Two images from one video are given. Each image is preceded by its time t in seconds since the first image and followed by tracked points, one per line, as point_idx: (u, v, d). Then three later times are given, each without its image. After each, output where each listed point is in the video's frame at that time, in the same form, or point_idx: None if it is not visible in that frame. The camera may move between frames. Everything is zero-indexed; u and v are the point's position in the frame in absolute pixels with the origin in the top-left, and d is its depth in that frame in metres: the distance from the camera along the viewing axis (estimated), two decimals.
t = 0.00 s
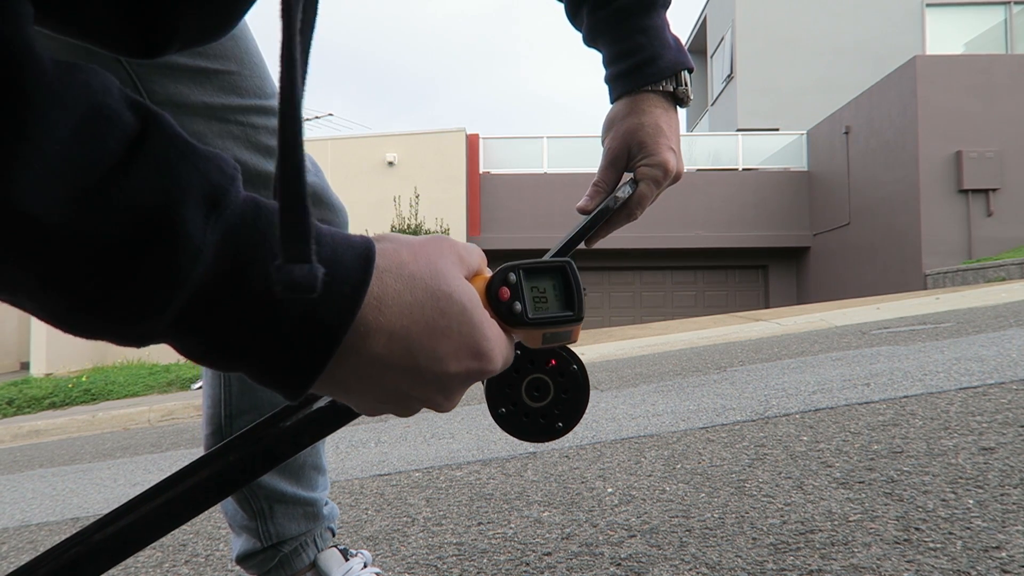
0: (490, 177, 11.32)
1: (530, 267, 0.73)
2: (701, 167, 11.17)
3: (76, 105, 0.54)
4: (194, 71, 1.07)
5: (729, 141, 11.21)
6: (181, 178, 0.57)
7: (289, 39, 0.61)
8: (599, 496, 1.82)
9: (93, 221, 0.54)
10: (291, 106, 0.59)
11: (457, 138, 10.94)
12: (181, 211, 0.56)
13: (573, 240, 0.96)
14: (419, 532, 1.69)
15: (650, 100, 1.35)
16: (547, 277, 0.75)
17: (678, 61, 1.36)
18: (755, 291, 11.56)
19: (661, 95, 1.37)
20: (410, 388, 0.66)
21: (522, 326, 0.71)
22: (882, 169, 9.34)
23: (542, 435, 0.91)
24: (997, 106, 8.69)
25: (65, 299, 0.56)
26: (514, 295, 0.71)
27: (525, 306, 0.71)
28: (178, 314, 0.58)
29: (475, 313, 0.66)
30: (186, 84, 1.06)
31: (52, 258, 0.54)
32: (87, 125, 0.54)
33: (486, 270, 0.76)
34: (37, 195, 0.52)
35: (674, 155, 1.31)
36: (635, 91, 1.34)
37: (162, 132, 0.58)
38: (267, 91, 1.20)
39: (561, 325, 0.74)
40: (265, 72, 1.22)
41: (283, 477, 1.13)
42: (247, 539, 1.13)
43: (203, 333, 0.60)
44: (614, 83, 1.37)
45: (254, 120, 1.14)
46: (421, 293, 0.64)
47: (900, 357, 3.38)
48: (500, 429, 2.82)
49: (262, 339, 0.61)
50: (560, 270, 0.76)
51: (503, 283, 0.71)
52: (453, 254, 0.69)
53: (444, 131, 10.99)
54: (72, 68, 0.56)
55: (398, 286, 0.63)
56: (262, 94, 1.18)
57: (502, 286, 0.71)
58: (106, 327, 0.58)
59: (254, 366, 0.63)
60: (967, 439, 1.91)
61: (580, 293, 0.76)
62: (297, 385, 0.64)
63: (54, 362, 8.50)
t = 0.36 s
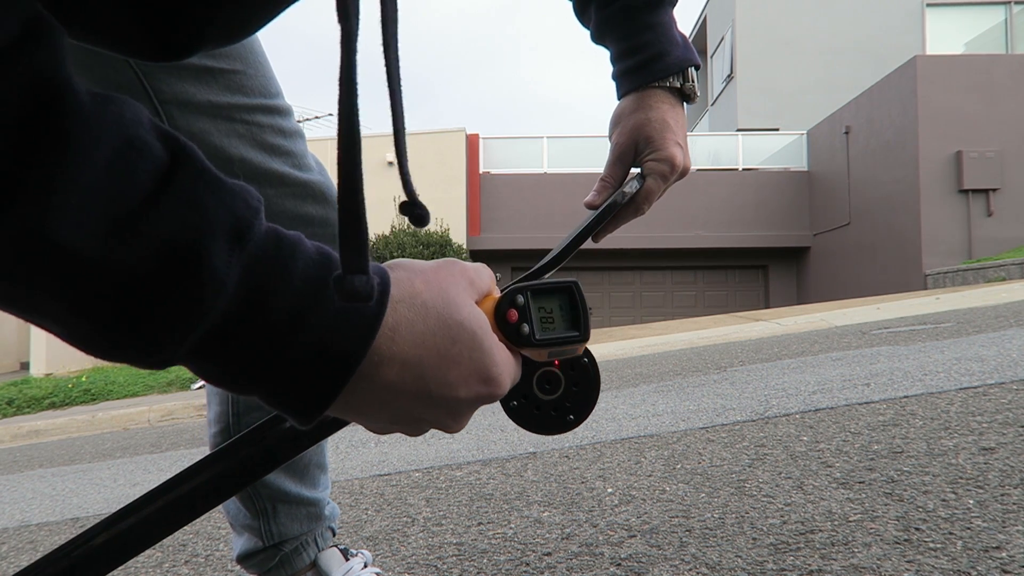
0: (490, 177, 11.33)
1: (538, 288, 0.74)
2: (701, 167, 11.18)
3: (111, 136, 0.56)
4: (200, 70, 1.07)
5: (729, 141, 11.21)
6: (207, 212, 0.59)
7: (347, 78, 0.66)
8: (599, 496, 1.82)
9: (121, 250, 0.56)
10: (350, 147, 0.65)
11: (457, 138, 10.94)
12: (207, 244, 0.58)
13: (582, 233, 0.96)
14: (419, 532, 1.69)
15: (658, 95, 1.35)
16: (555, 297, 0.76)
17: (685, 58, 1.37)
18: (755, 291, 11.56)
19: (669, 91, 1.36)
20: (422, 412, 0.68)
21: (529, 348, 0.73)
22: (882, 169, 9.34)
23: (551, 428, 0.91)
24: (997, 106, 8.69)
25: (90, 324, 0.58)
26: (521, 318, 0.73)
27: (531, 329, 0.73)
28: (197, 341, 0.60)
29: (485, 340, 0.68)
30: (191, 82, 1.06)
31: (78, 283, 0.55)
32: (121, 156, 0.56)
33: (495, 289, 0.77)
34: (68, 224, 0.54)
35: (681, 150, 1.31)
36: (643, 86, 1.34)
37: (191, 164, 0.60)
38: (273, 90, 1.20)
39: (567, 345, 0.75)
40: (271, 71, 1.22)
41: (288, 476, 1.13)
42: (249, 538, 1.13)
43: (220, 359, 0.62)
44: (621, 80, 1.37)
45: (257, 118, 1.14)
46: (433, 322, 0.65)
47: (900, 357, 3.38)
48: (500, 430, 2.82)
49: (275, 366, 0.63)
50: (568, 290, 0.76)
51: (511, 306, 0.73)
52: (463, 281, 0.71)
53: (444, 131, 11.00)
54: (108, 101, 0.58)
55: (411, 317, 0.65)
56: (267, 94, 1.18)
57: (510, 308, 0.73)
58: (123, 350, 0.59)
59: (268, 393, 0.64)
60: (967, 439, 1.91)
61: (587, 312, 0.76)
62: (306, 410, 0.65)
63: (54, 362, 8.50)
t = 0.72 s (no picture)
0: (490, 177, 11.33)
1: (546, 298, 0.74)
2: (701, 167, 11.18)
3: (123, 153, 0.56)
4: (207, 70, 1.07)
5: (729, 141, 11.22)
6: (217, 229, 0.59)
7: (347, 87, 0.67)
8: (599, 496, 1.82)
9: (132, 266, 0.56)
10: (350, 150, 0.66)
11: (457, 138, 10.94)
12: (215, 262, 0.58)
13: (579, 242, 0.97)
14: (419, 532, 1.69)
15: (656, 102, 1.35)
16: (562, 308, 0.75)
17: (684, 66, 1.36)
18: (755, 291, 11.56)
19: (666, 98, 1.36)
20: (424, 422, 0.68)
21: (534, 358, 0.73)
22: (882, 169, 9.34)
23: (547, 433, 0.91)
24: (997, 106, 8.70)
25: (100, 336, 0.58)
26: (527, 328, 0.72)
27: (537, 340, 0.72)
28: (205, 355, 0.60)
29: (491, 352, 0.68)
30: (197, 82, 1.06)
31: (88, 297, 0.56)
32: (133, 172, 0.56)
33: (502, 297, 0.77)
34: (80, 242, 0.54)
35: (678, 157, 1.32)
36: (642, 93, 1.34)
37: (201, 179, 0.60)
38: (278, 90, 1.20)
39: (571, 357, 0.74)
40: (276, 71, 1.22)
41: (289, 475, 1.14)
42: (249, 537, 1.13)
43: (228, 371, 0.62)
44: (619, 86, 1.37)
45: (261, 117, 1.14)
46: (437, 336, 0.66)
47: (900, 357, 3.38)
48: (500, 430, 2.82)
49: (279, 379, 0.63)
50: (575, 301, 0.75)
51: (517, 315, 0.73)
52: (471, 292, 0.71)
53: (444, 131, 11.00)
54: (122, 117, 0.58)
55: (416, 331, 0.65)
56: (272, 93, 1.18)
57: (516, 319, 0.72)
58: (132, 361, 0.59)
59: (274, 405, 0.64)
60: (967, 439, 1.91)
61: (593, 324, 0.76)
62: (308, 422, 0.66)
63: (54, 362, 8.50)
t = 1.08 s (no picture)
0: (490, 177, 11.32)
1: (544, 303, 0.74)
2: (701, 166, 11.19)
3: (123, 156, 0.56)
4: (208, 71, 1.07)
5: (729, 141, 11.22)
6: (215, 231, 0.59)
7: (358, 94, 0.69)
8: (599, 496, 1.82)
9: (131, 270, 0.56)
10: (362, 149, 0.67)
11: (457, 138, 10.94)
12: (214, 264, 0.58)
13: (580, 245, 0.97)
14: (419, 532, 1.69)
15: (657, 104, 1.35)
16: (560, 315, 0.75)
17: (686, 66, 1.36)
18: (755, 291, 11.56)
19: (668, 99, 1.36)
20: (423, 425, 0.68)
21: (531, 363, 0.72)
22: (882, 169, 9.34)
23: (549, 433, 0.91)
24: (998, 106, 8.69)
25: (97, 339, 0.58)
26: (526, 332, 0.72)
27: (535, 344, 0.72)
28: (202, 359, 0.60)
29: (490, 356, 0.68)
30: (198, 82, 1.06)
31: (88, 302, 0.56)
32: (133, 176, 0.56)
33: (501, 303, 0.76)
34: (80, 246, 0.54)
35: (680, 157, 1.32)
36: (643, 94, 1.35)
37: (200, 183, 0.60)
38: (278, 89, 1.20)
39: (571, 362, 0.74)
40: (276, 71, 1.22)
41: (289, 476, 1.14)
42: (249, 537, 1.13)
43: (226, 375, 0.62)
44: (621, 87, 1.37)
45: (260, 116, 1.14)
46: (434, 338, 0.66)
47: (900, 357, 3.38)
48: (500, 430, 2.82)
49: (277, 383, 0.63)
50: (574, 307, 0.75)
51: (515, 319, 0.72)
52: (469, 298, 0.71)
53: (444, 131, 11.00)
54: (122, 120, 0.58)
55: (414, 335, 0.65)
56: (272, 93, 1.18)
57: (515, 325, 0.72)
58: (130, 365, 0.59)
59: (270, 408, 0.64)
60: (967, 439, 1.91)
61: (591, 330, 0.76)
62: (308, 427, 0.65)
63: (54, 362, 8.50)
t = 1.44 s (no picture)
0: (490, 177, 11.33)
1: (544, 298, 0.73)
2: (701, 166, 11.20)
3: (125, 154, 0.56)
4: (205, 70, 1.07)
5: (729, 141, 11.23)
6: (216, 226, 0.59)
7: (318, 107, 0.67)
8: (599, 496, 1.82)
9: (134, 265, 0.56)
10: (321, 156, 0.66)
11: (457, 138, 10.94)
12: (216, 258, 0.58)
13: (575, 252, 0.98)
14: (419, 532, 1.69)
15: (654, 109, 1.35)
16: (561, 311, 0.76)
17: (682, 71, 1.37)
18: (755, 291, 11.56)
19: (665, 104, 1.36)
20: (422, 422, 0.68)
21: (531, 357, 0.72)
22: (882, 169, 9.34)
23: (540, 439, 0.90)
24: (997, 106, 8.70)
25: (100, 335, 0.58)
26: (527, 325, 0.72)
27: (537, 338, 0.72)
28: (202, 354, 0.60)
29: (490, 350, 0.68)
30: (196, 82, 1.07)
31: (89, 299, 0.56)
32: (133, 173, 0.57)
33: (500, 301, 0.77)
34: (82, 242, 0.54)
35: (677, 163, 1.32)
36: (640, 99, 1.35)
37: (201, 180, 0.61)
38: (278, 90, 1.21)
39: (571, 356, 0.75)
40: (275, 71, 1.22)
41: (288, 476, 1.14)
42: (249, 537, 1.13)
43: (226, 369, 0.62)
44: (618, 92, 1.37)
45: (260, 117, 1.14)
46: (433, 335, 0.66)
47: (901, 357, 3.38)
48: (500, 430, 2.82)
49: (278, 378, 0.63)
50: (573, 302, 0.75)
51: (516, 314, 0.72)
52: (468, 291, 0.71)
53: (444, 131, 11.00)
54: (121, 116, 0.59)
55: (413, 330, 0.65)
56: (271, 93, 1.18)
57: (517, 319, 0.72)
58: (131, 361, 0.59)
59: (268, 402, 0.64)
60: (967, 439, 1.91)
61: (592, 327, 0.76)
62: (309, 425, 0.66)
63: (54, 362, 8.50)
